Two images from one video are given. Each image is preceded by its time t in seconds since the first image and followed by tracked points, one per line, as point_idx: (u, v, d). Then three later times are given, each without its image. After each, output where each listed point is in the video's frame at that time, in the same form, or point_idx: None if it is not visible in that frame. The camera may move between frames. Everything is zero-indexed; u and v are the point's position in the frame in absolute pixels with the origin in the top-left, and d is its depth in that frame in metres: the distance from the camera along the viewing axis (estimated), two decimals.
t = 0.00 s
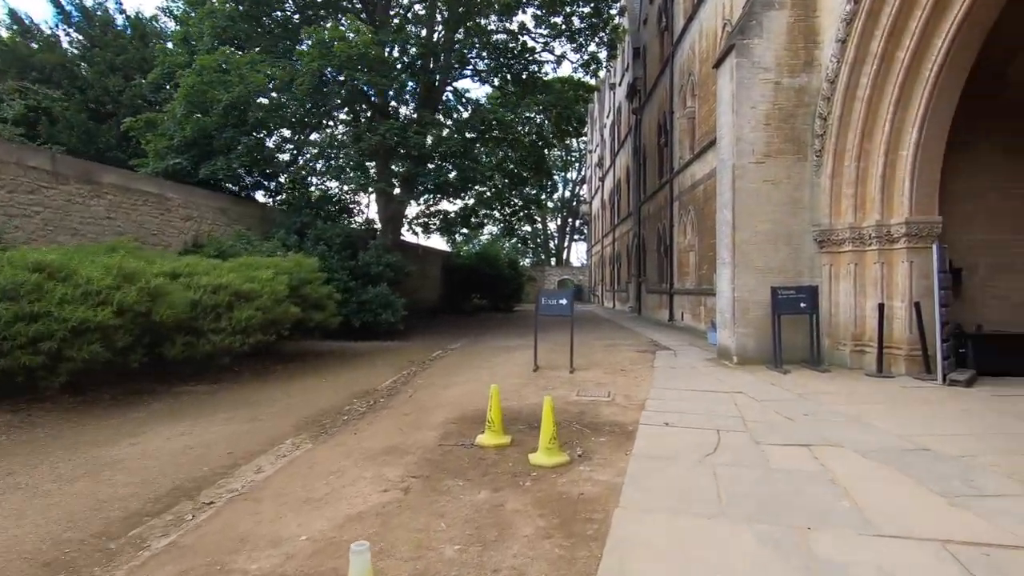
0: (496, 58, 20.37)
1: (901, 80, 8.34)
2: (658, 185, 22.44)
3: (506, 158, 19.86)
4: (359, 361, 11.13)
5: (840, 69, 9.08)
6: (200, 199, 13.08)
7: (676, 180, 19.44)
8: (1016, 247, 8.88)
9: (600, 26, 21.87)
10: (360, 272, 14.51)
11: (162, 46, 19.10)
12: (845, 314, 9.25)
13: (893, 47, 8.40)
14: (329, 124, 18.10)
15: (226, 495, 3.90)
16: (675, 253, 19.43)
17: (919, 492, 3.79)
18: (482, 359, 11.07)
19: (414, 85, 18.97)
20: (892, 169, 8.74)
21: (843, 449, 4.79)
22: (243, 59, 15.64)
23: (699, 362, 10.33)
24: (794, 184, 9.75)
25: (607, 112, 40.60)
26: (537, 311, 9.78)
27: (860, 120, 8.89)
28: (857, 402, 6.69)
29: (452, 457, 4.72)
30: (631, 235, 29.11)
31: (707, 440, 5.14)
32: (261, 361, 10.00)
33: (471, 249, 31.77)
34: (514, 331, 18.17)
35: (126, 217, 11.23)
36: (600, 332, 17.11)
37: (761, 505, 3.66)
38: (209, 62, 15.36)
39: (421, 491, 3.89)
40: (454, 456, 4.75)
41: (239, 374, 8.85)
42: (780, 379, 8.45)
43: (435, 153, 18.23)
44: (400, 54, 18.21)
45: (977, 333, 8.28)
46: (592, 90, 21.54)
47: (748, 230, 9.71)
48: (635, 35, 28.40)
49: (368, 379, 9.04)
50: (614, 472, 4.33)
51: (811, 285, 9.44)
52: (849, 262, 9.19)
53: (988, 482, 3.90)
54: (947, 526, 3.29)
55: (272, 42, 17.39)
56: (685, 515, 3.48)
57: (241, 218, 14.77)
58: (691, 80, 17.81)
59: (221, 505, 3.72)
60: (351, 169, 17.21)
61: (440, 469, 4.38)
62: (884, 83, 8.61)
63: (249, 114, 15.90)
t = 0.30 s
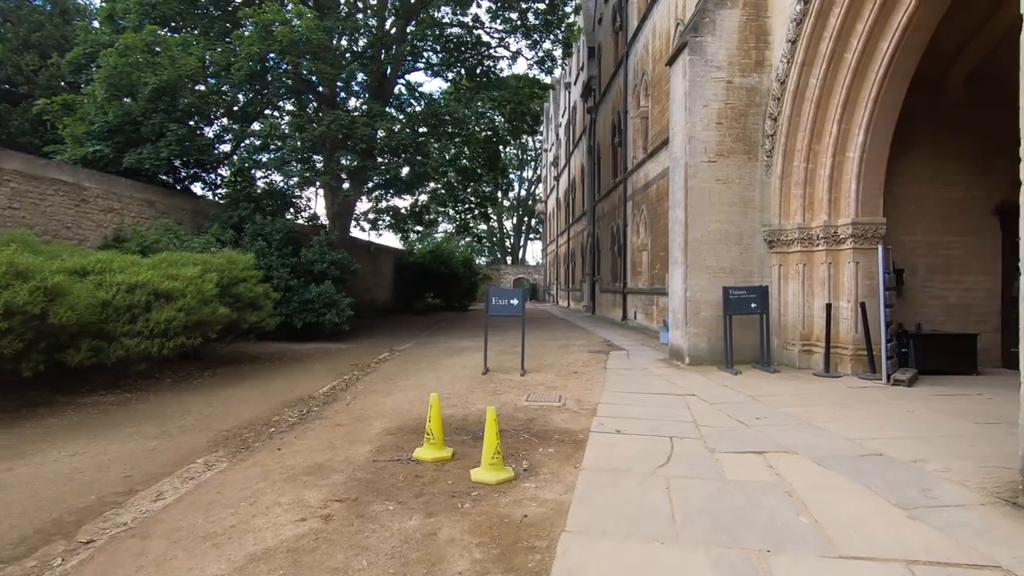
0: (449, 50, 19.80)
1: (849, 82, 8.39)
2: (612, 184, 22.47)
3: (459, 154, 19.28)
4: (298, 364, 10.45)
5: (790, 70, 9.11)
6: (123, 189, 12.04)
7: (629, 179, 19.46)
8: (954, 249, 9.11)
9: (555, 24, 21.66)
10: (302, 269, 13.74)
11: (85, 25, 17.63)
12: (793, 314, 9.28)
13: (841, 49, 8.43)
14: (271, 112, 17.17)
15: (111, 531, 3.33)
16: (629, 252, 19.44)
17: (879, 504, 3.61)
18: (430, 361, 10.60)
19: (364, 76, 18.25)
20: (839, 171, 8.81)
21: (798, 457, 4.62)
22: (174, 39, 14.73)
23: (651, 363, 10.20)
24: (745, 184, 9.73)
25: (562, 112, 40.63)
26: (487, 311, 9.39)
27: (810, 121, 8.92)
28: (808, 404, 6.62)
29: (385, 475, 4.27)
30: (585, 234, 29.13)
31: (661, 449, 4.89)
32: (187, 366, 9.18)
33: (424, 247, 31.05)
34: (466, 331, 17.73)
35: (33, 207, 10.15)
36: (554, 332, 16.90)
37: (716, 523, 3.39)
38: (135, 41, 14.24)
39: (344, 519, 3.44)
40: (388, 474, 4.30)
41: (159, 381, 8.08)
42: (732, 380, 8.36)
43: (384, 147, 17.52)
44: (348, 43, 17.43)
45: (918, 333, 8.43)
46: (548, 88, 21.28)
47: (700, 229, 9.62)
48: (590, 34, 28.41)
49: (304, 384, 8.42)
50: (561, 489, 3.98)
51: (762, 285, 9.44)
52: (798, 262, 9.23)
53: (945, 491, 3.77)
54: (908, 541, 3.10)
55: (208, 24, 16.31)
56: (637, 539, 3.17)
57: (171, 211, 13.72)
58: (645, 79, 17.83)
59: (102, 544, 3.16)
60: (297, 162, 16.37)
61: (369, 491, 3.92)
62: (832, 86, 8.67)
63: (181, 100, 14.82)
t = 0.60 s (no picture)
0: (396, 40, 19.08)
1: (792, 82, 8.45)
2: (563, 182, 22.38)
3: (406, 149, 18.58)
4: (225, 367, 9.69)
5: (737, 68, 9.11)
6: (25, 175, 10.86)
7: (580, 177, 19.39)
8: (890, 249, 9.35)
9: (507, 19, 21.33)
10: (234, 265, 12.86)
11: None
12: (739, 312, 9.31)
13: (785, 49, 8.48)
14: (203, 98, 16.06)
15: None
16: (578, 250, 19.36)
17: (830, 510, 3.45)
18: (370, 362, 10.07)
19: (305, 64, 17.38)
20: (783, 170, 8.87)
21: (747, 460, 4.46)
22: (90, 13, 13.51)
23: (600, 362, 10.03)
24: (692, 182, 9.69)
25: (514, 110, 40.44)
26: (430, 310, 8.96)
27: (755, 120, 8.95)
28: (753, 403, 6.56)
29: (304, 493, 3.81)
30: (536, 232, 28.99)
31: (607, 455, 4.62)
32: (95, 371, 8.29)
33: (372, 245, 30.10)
34: (413, 330, 17.16)
35: None
36: (503, 331, 16.59)
37: (664, 538, 3.13)
38: (43, 13, 12.91)
39: (246, 548, 2.98)
40: (308, 490, 3.85)
41: (60, 388, 7.23)
42: (679, 379, 8.27)
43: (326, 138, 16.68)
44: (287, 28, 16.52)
45: (856, 330, 8.59)
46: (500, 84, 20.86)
47: (648, 227, 9.51)
48: (542, 32, 28.27)
49: (229, 389, 7.75)
50: (499, 503, 3.64)
51: (709, 283, 9.42)
52: (743, 260, 9.27)
53: (893, 493, 3.66)
54: (859, 552, 2.94)
55: None
56: (579, 561, 2.86)
57: (85, 200, 12.54)
58: (595, 77, 17.78)
59: None
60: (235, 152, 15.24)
61: (283, 512, 3.47)
62: (776, 86, 8.72)
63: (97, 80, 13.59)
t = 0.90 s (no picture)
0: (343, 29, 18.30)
1: (742, 83, 8.44)
2: (516, 180, 22.14)
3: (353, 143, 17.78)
4: (147, 374, 8.89)
5: (688, 67, 9.05)
6: None
7: (533, 176, 19.18)
8: (834, 251, 9.51)
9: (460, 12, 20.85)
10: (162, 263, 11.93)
11: None
12: (690, 313, 9.27)
13: (736, 49, 8.45)
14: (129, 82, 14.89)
15: None
16: (532, 250, 19.16)
17: (786, 527, 3.25)
18: (310, 367, 9.49)
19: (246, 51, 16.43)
20: (733, 171, 8.87)
21: (699, 470, 4.25)
22: None
23: (551, 364, 9.79)
24: (644, 181, 9.57)
25: (468, 107, 39.97)
26: (372, 311, 8.48)
27: (706, 120, 8.90)
28: (703, 406, 6.45)
29: (211, 524, 3.34)
30: (490, 231, 28.66)
31: (555, 468, 4.33)
32: None
33: (320, 242, 29.01)
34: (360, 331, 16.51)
35: None
36: (454, 332, 16.18)
37: (613, 566, 2.85)
38: None
39: None
40: (217, 521, 3.39)
41: None
42: (631, 381, 8.11)
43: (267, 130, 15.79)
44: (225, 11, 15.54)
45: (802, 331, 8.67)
46: (455, 79, 20.39)
47: (601, 226, 9.33)
48: (496, 28, 27.92)
49: (146, 399, 7.05)
50: (434, 530, 3.29)
51: (660, 284, 9.32)
52: (694, 261, 9.22)
53: (847, 506, 3.51)
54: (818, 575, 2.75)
55: None
56: None
57: None
58: (548, 75, 17.61)
59: None
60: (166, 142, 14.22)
61: (181, 550, 3.01)
62: (726, 86, 8.70)
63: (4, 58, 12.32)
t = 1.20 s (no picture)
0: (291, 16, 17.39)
1: (699, 80, 8.36)
2: (472, 177, 21.76)
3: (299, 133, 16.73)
4: (63, 378, 8.08)
5: (645, 62, 8.91)
6: None
7: (489, 172, 18.85)
8: (786, 249, 9.60)
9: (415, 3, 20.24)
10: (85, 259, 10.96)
11: None
12: (647, 312, 9.14)
13: (693, 44, 8.36)
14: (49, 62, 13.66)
15: None
16: (488, 248, 18.82)
17: (752, 537, 3.04)
18: (249, 369, 8.86)
19: (184, 34, 15.42)
20: (690, 168, 8.80)
21: (660, 476, 4.03)
22: None
23: (506, 364, 9.48)
24: (602, 177, 9.39)
25: (423, 103, 39.24)
26: (315, 310, 7.93)
27: (663, 116, 8.79)
28: (660, 406, 6.29)
29: (106, 557, 2.86)
30: (446, 229, 28.15)
31: (508, 478, 4.00)
32: None
33: (267, 239, 27.77)
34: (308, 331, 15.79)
35: None
36: (408, 331, 15.68)
37: None
38: None
39: None
40: (113, 553, 2.90)
41: None
42: (588, 382, 7.89)
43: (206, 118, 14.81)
44: None
45: (757, 329, 8.67)
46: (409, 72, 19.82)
47: (557, 222, 9.08)
48: (452, 22, 27.42)
49: (56, 408, 6.34)
50: (371, 554, 2.92)
51: (617, 281, 9.16)
52: (650, 258, 9.11)
53: (814, 512, 3.34)
54: None
55: None
56: None
57: None
58: (504, 70, 17.33)
59: None
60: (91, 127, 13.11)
61: None
62: (683, 83, 8.62)
63: None
